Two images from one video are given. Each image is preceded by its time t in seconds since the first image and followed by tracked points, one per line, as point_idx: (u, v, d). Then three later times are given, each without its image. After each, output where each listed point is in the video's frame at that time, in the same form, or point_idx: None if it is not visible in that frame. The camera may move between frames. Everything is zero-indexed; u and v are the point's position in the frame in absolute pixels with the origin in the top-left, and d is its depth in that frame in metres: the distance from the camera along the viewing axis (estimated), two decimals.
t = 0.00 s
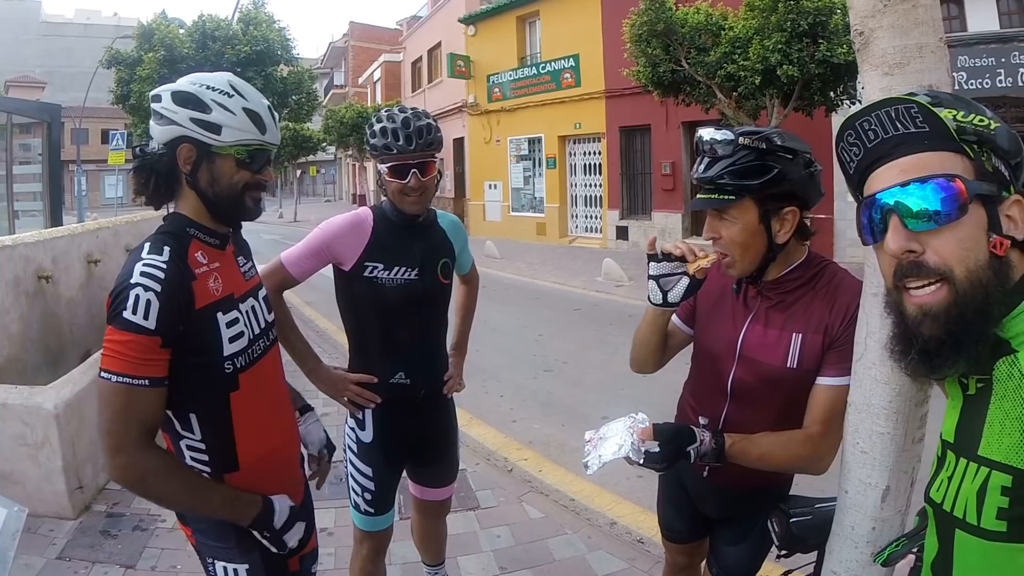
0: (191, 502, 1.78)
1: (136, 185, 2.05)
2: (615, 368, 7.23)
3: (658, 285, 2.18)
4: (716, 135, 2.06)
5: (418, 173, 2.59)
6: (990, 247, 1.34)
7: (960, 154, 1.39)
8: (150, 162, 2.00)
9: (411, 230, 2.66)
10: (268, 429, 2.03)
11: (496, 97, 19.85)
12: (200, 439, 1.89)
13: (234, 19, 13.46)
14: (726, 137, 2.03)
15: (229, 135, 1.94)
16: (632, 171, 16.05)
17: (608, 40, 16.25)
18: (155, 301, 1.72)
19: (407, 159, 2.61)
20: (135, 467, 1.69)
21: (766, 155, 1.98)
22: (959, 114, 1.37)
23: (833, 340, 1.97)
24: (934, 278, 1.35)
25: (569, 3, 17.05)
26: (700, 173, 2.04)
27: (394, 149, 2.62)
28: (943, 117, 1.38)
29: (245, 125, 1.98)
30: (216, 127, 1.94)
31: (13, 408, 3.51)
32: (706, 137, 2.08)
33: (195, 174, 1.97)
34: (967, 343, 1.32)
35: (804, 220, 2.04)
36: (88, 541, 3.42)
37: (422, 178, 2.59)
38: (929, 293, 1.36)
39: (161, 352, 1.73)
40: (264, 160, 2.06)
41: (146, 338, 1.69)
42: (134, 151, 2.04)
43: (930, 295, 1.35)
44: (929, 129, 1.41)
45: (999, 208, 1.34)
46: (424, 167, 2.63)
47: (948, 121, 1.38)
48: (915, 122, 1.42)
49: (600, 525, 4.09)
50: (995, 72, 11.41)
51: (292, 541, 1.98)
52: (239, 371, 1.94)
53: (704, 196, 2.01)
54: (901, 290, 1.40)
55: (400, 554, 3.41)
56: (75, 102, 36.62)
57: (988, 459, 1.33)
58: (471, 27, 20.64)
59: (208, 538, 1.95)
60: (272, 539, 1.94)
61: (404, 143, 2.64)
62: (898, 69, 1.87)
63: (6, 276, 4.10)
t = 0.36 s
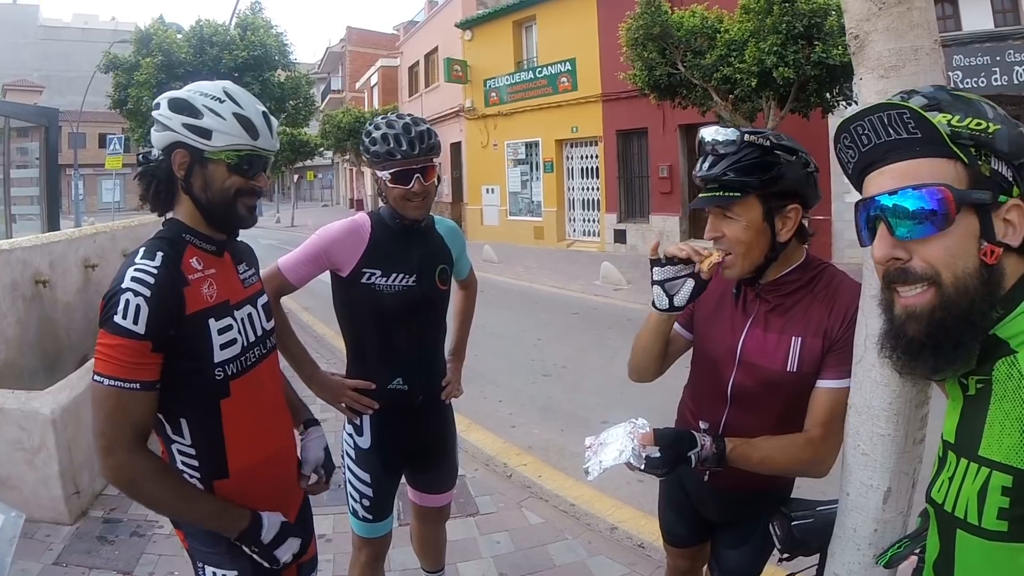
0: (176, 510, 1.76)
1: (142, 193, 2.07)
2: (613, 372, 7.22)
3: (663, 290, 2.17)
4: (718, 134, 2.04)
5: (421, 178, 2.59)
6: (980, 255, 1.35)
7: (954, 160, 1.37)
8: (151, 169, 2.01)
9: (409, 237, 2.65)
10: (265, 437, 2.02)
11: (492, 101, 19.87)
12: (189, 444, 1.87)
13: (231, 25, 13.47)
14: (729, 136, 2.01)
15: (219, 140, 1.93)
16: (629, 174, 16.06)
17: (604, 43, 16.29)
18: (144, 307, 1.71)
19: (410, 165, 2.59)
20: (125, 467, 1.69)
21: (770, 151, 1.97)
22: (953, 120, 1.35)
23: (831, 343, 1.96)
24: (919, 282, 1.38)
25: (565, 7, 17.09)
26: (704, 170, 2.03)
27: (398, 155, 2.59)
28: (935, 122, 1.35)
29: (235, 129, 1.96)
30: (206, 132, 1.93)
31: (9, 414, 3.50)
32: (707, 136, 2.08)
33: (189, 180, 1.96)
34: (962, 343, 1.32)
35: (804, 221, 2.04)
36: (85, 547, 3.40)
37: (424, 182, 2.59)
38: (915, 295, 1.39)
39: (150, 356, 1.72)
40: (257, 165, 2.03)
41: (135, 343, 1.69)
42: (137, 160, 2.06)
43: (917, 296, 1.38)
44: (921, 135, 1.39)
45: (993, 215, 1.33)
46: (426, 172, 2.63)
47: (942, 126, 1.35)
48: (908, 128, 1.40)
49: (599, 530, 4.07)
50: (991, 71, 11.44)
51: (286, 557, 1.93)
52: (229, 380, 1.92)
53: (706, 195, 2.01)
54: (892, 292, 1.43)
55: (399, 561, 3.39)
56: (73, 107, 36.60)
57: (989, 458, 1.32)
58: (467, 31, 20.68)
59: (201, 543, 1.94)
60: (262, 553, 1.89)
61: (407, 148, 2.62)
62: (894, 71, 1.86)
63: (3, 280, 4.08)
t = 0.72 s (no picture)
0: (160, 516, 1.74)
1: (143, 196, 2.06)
2: (610, 377, 7.22)
3: (665, 289, 2.15)
4: (716, 144, 2.05)
5: (417, 181, 2.60)
6: (981, 264, 1.35)
7: (956, 168, 1.37)
8: (152, 173, 2.00)
9: (406, 243, 2.64)
10: (260, 444, 2.01)
11: (489, 106, 19.90)
12: (180, 449, 1.86)
13: (228, 30, 13.48)
14: (727, 146, 2.01)
15: (218, 147, 1.92)
16: (626, 179, 16.10)
17: (601, 49, 16.33)
18: (137, 311, 1.70)
19: (406, 168, 2.60)
20: (109, 469, 1.68)
21: (767, 162, 1.98)
22: (959, 127, 1.34)
23: (829, 350, 1.95)
24: (918, 290, 1.38)
25: (563, 13, 17.13)
26: (703, 181, 2.03)
27: (394, 157, 2.60)
28: (941, 129, 1.35)
29: (234, 135, 1.94)
30: (205, 138, 1.92)
31: (6, 420, 3.48)
32: (705, 146, 2.08)
33: (189, 185, 1.96)
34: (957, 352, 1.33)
35: (804, 229, 2.04)
36: (81, 553, 3.38)
37: (421, 186, 2.60)
38: (915, 302, 1.38)
39: (142, 361, 1.71)
40: (257, 171, 2.02)
41: (126, 347, 1.68)
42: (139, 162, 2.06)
43: (916, 303, 1.38)
44: (926, 141, 1.39)
45: (995, 224, 1.33)
46: (423, 175, 2.64)
47: (947, 134, 1.34)
48: (913, 134, 1.39)
49: (596, 535, 4.06)
50: (988, 79, 11.52)
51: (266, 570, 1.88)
52: (223, 388, 1.91)
53: (705, 205, 2.02)
54: (891, 299, 1.42)
55: (396, 566, 3.38)
56: (69, 111, 36.58)
57: (986, 469, 1.32)
58: (465, 36, 20.72)
59: (190, 549, 1.94)
60: (237, 566, 1.86)
61: (403, 150, 2.62)
62: (894, 80, 1.87)
63: None
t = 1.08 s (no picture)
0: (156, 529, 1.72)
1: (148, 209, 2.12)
2: (608, 378, 7.23)
3: (647, 292, 2.21)
4: (726, 147, 2.04)
5: (415, 185, 2.59)
6: (960, 298, 1.35)
7: (934, 204, 1.34)
8: (150, 185, 2.04)
9: (405, 246, 2.63)
10: (260, 449, 2.01)
11: (486, 107, 19.90)
12: (180, 454, 1.86)
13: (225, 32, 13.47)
14: (735, 148, 2.01)
15: (194, 149, 1.91)
16: (624, 181, 16.11)
17: (599, 51, 16.34)
18: (138, 315, 1.70)
19: (404, 172, 2.59)
20: (108, 476, 1.67)
21: (773, 167, 1.96)
22: (937, 163, 1.30)
23: (825, 354, 1.94)
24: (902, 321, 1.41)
25: (560, 14, 17.15)
26: (708, 182, 2.03)
27: (392, 162, 2.59)
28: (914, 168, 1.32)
29: (209, 136, 1.93)
30: (182, 143, 1.92)
31: (5, 425, 3.46)
32: (715, 148, 2.07)
33: (177, 193, 1.96)
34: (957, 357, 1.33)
35: (808, 233, 2.03)
36: (81, 558, 3.37)
37: (418, 190, 2.59)
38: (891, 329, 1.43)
39: (142, 364, 1.70)
40: (241, 170, 2.00)
41: (128, 350, 1.68)
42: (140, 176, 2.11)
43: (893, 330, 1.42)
44: (900, 178, 1.37)
45: (978, 253, 1.32)
46: (421, 180, 2.62)
47: (922, 170, 1.32)
48: (887, 171, 1.38)
49: (594, 537, 4.06)
50: (986, 81, 11.53)
51: None
52: (223, 391, 1.90)
53: (710, 206, 2.02)
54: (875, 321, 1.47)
55: (395, 569, 3.37)
56: (65, 114, 36.52)
57: (985, 476, 1.32)
58: (462, 38, 20.72)
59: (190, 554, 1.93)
60: None
61: (402, 155, 2.62)
62: (894, 84, 1.87)
63: None
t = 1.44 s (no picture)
0: (162, 526, 1.73)
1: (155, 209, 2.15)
2: (606, 376, 7.24)
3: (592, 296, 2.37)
4: (752, 134, 2.06)
5: (414, 183, 2.59)
6: (977, 269, 1.36)
7: (952, 171, 1.37)
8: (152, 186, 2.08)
9: (404, 244, 2.65)
10: (260, 444, 2.01)
11: (484, 105, 19.89)
12: (181, 449, 1.87)
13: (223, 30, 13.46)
14: (762, 135, 2.03)
15: (182, 150, 1.92)
16: (621, 178, 16.13)
17: (596, 48, 16.34)
18: (141, 308, 1.71)
19: (403, 170, 2.59)
20: (115, 471, 1.68)
21: (797, 153, 1.99)
22: (953, 131, 1.34)
23: (823, 343, 1.95)
24: (914, 295, 1.40)
25: (558, 13, 17.15)
26: (732, 162, 2.06)
27: (390, 159, 2.58)
28: (934, 133, 1.35)
29: (194, 136, 1.93)
30: (170, 144, 1.93)
31: (4, 422, 3.47)
32: (740, 136, 2.09)
33: (173, 193, 1.98)
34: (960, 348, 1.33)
35: (822, 225, 2.04)
36: (80, 555, 3.37)
37: (417, 188, 2.60)
38: (909, 304, 1.40)
39: (146, 358, 1.71)
40: (231, 167, 2.00)
41: (132, 344, 1.69)
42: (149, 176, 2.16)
43: (911, 305, 1.40)
44: (919, 146, 1.39)
45: (990, 226, 1.34)
46: (419, 177, 2.63)
47: (940, 137, 1.34)
48: (905, 139, 1.40)
49: (592, 535, 4.07)
50: (983, 77, 11.43)
51: None
52: (223, 385, 1.91)
53: (732, 184, 2.05)
54: (886, 303, 1.44)
55: (393, 566, 3.38)
56: (63, 112, 36.45)
57: (981, 470, 1.33)
58: (459, 36, 20.71)
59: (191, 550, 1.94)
60: None
61: (400, 152, 2.62)
62: (889, 81, 1.88)
63: None
